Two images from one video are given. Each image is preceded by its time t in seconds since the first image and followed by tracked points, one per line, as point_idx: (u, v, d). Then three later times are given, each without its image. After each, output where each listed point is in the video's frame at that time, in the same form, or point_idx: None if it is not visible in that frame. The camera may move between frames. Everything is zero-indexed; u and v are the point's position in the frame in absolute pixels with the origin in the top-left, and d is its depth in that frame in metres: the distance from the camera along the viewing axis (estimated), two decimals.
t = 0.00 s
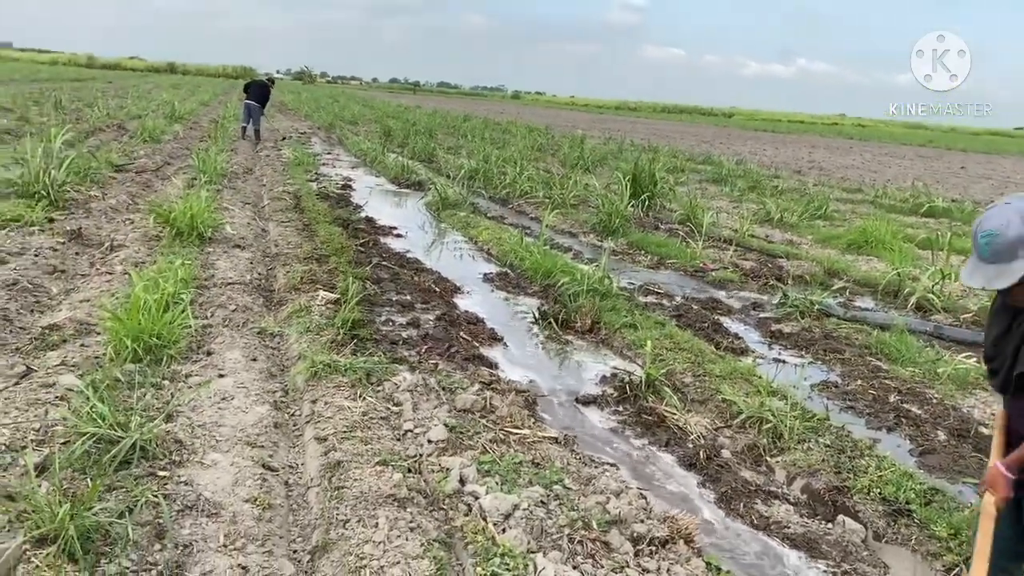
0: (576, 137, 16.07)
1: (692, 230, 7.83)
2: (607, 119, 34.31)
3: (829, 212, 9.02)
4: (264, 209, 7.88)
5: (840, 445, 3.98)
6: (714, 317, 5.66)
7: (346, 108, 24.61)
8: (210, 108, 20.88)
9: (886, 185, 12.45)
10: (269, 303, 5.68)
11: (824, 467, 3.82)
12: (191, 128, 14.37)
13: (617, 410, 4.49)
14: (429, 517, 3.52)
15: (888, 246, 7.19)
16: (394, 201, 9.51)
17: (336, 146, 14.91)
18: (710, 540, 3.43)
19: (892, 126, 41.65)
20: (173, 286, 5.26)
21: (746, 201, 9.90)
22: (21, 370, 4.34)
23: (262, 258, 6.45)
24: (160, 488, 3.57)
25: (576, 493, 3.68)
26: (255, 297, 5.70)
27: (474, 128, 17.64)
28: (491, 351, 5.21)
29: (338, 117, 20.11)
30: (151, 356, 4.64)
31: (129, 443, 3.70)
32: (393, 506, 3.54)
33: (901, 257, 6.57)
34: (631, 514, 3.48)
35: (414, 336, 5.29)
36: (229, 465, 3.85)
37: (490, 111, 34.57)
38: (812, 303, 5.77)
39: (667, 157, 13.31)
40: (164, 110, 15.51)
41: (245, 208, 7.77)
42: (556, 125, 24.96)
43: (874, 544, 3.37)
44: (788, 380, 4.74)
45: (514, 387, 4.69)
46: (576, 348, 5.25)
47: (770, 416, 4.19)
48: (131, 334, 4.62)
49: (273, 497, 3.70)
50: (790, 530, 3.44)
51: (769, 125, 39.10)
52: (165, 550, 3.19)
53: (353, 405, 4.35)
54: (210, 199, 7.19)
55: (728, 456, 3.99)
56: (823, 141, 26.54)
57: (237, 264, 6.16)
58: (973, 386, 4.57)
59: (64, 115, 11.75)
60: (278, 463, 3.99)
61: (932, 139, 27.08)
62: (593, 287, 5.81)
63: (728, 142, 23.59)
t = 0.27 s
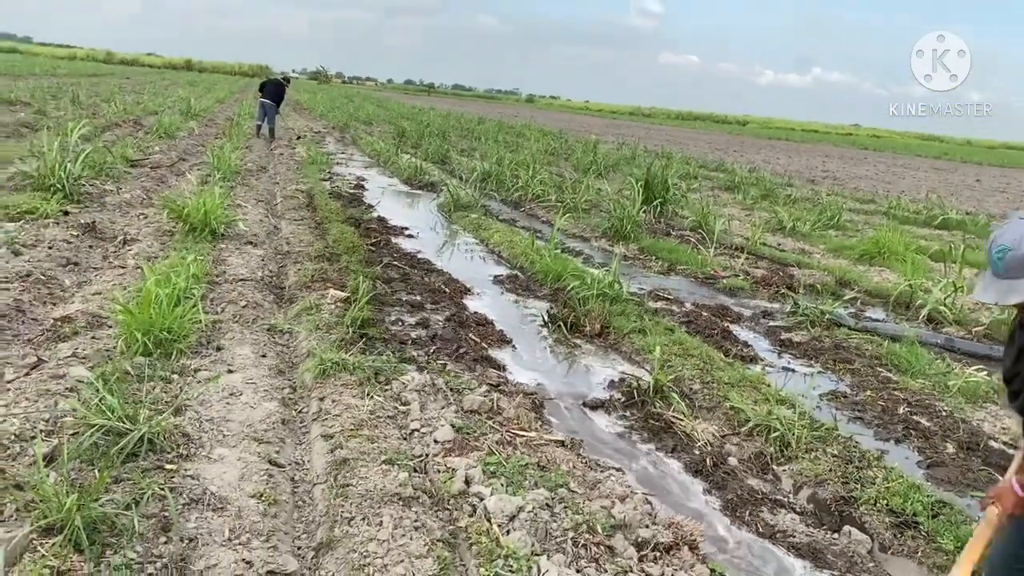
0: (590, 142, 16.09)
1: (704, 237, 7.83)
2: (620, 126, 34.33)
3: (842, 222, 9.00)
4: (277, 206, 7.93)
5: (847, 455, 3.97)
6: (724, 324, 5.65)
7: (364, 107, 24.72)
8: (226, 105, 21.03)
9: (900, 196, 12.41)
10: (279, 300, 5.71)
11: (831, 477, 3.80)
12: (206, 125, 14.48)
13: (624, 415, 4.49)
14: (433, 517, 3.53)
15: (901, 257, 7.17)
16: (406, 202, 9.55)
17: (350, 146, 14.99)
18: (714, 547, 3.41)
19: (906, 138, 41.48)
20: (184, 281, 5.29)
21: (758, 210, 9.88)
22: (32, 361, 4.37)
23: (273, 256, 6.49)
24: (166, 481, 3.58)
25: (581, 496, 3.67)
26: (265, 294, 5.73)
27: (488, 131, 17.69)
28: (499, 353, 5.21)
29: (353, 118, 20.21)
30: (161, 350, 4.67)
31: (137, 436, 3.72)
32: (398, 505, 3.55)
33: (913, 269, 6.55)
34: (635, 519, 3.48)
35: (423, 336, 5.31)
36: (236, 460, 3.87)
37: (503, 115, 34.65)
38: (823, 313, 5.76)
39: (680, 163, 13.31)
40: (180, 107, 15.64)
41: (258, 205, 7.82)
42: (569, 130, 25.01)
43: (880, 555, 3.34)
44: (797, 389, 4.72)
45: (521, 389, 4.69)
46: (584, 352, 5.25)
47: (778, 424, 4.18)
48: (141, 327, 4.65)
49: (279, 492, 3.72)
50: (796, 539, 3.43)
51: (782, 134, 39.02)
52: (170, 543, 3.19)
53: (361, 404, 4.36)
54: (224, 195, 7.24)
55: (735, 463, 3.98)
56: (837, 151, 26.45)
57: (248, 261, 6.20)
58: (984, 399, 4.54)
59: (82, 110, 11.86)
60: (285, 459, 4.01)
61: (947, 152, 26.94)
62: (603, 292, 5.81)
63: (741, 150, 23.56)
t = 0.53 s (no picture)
0: (612, 155, 16.13)
1: (724, 252, 7.83)
2: (641, 140, 34.38)
3: (863, 242, 8.96)
4: (299, 209, 8.02)
5: (863, 476, 3.94)
6: (741, 340, 5.63)
7: (387, 115, 24.95)
8: (252, 108, 21.30)
9: (924, 218, 12.32)
10: (298, 301, 5.77)
11: (846, 497, 3.77)
12: (232, 127, 14.68)
13: (638, 428, 4.49)
14: (444, 522, 3.53)
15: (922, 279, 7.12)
16: (427, 208, 9.62)
17: (373, 151, 15.13)
18: (725, 563, 3.39)
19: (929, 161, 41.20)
20: (205, 278, 5.35)
21: (780, 227, 9.86)
22: (53, 352, 4.42)
23: (294, 257, 6.55)
24: (180, 475, 3.61)
25: (593, 507, 3.67)
26: (285, 294, 5.79)
27: (510, 141, 17.78)
28: (514, 362, 5.23)
29: (376, 124, 20.39)
30: (180, 346, 4.72)
31: (153, 430, 3.76)
32: (409, 508, 3.56)
33: (935, 292, 6.50)
34: (646, 532, 3.47)
35: (439, 341, 5.34)
36: (250, 457, 3.90)
37: (524, 126, 34.81)
38: (842, 332, 5.73)
39: (702, 178, 13.31)
40: (207, 108, 15.87)
41: (281, 207, 7.91)
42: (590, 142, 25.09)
43: None
44: (813, 407, 4.70)
45: (536, 398, 4.70)
46: (600, 364, 5.26)
47: (793, 442, 4.16)
48: (161, 323, 4.70)
49: (291, 491, 3.74)
50: (807, 558, 3.40)
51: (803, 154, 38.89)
52: (182, 537, 3.22)
53: (375, 406, 4.39)
54: (248, 196, 7.33)
55: (748, 480, 3.96)
56: (859, 172, 26.31)
57: (269, 261, 6.27)
58: (1003, 425, 4.49)
59: (111, 108, 12.06)
60: (298, 458, 4.03)
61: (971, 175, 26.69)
62: (621, 303, 5.82)
63: (763, 167, 23.50)
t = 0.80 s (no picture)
0: (652, 181, 16.12)
1: (765, 283, 7.77)
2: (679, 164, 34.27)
3: (908, 279, 8.80)
4: (341, 223, 8.15)
5: (900, 518, 3.85)
6: (779, 373, 5.56)
7: (429, 132, 25.29)
8: (298, 121, 21.78)
9: (972, 258, 12.06)
10: (336, 314, 5.85)
11: (881, 539, 3.69)
12: (279, 139, 15.02)
13: (671, 458, 4.45)
14: (470, 542, 3.53)
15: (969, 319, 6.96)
16: (467, 226, 9.71)
17: (414, 168, 15.33)
18: None
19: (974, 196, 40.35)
20: (246, 287, 5.45)
21: (822, 260, 9.75)
22: (95, 354, 4.53)
23: (333, 270, 6.66)
24: (212, 482, 3.66)
25: (620, 536, 3.64)
26: (323, 306, 5.87)
27: (551, 163, 17.88)
28: (547, 384, 5.23)
29: (419, 141, 20.68)
30: (219, 353, 4.81)
31: (188, 435, 3.82)
32: (436, 526, 3.57)
33: (982, 333, 6.35)
34: (675, 565, 3.43)
35: (473, 360, 5.36)
36: (281, 467, 3.95)
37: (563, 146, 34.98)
38: (884, 370, 5.63)
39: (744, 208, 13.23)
40: (255, 120, 16.27)
41: (323, 220, 8.05)
42: (629, 165, 25.10)
43: None
44: (851, 446, 4.62)
45: (567, 421, 4.70)
46: (634, 390, 5.23)
47: (829, 480, 4.09)
48: (201, 329, 4.80)
49: (320, 504, 3.77)
50: None
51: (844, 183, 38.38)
52: (210, 543, 3.25)
53: (407, 422, 4.41)
54: (291, 208, 7.48)
55: (781, 517, 3.90)
56: (902, 205, 25.88)
57: (309, 273, 6.37)
58: None
59: (163, 117, 12.43)
60: (329, 471, 4.07)
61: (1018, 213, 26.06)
62: (657, 330, 5.80)
63: (804, 197, 23.25)
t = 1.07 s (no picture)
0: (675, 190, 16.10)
1: (786, 295, 7.73)
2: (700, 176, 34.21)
3: (933, 295, 8.71)
4: (363, 224, 8.22)
5: (919, 535, 3.79)
6: (799, 385, 5.53)
7: (453, 137, 25.44)
8: (325, 124, 22.02)
9: (999, 276, 11.90)
10: (355, 314, 5.89)
11: (898, 555, 3.64)
12: (304, 140, 15.18)
13: (686, 467, 4.42)
14: (482, 544, 3.53)
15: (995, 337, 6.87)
16: (488, 231, 9.76)
17: (437, 172, 15.43)
18: None
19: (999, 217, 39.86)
20: (267, 285, 5.50)
21: (846, 273, 9.69)
22: (117, 347, 4.58)
23: (354, 270, 6.70)
24: (227, 476, 3.67)
25: (633, 543, 3.62)
26: (343, 306, 5.91)
27: (574, 170, 17.93)
28: (564, 389, 5.22)
29: (443, 145, 20.82)
30: (239, 350, 4.85)
31: (204, 429, 3.85)
32: (448, 528, 3.56)
33: (1007, 351, 6.27)
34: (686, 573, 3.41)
35: (490, 363, 5.37)
36: (296, 464, 3.96)
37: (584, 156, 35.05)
38: (905, 385, 5.58)
39: (767, 219, 13.18)
40: (282, 120, 16.46)
41: (345, 220, 8.12)
42: (652, 175, 25.10)
43: None
44: (870, 460, 4.57)
45: (583, 427, 4.69)
46: (651, 398, 5.21)
47: (846, 494, 4.04)
48: (221, 325, 4.84)
49: (335, 502, 3.77)
50: None
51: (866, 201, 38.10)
52: (223, 537, 3.27)
53: (423, 423, 4.42)
54: (314, 209, 7.55)
55: (797, 529, 3.86)
56: (927, 222, 25.61)
57: (330, 273, 6.42)
58: None
59: (191, 115, 12.63)
60: (344, 469, 4.08)
61: None
62: (676, 339, 5.78)
63: (827, 211, 23.10)
